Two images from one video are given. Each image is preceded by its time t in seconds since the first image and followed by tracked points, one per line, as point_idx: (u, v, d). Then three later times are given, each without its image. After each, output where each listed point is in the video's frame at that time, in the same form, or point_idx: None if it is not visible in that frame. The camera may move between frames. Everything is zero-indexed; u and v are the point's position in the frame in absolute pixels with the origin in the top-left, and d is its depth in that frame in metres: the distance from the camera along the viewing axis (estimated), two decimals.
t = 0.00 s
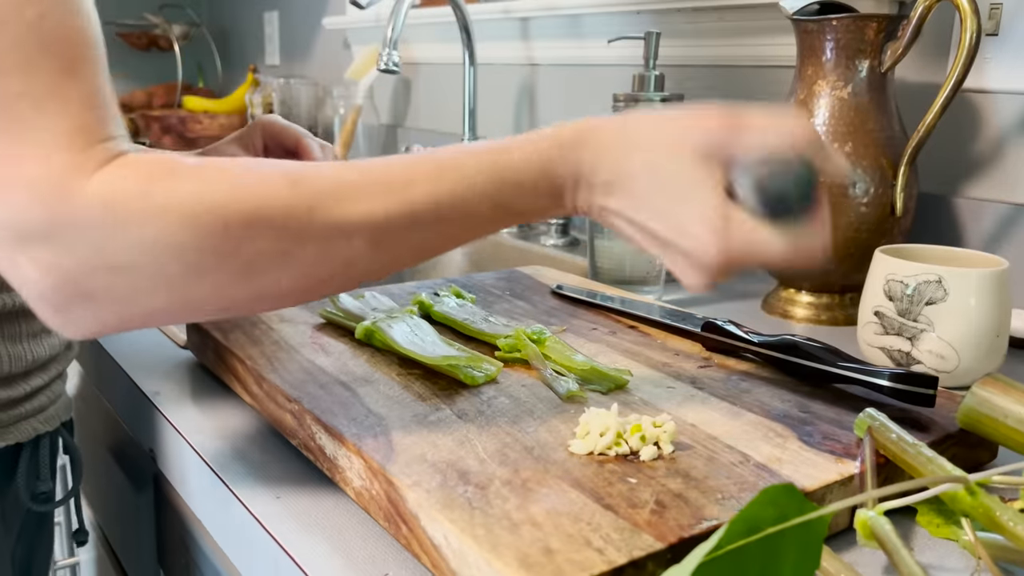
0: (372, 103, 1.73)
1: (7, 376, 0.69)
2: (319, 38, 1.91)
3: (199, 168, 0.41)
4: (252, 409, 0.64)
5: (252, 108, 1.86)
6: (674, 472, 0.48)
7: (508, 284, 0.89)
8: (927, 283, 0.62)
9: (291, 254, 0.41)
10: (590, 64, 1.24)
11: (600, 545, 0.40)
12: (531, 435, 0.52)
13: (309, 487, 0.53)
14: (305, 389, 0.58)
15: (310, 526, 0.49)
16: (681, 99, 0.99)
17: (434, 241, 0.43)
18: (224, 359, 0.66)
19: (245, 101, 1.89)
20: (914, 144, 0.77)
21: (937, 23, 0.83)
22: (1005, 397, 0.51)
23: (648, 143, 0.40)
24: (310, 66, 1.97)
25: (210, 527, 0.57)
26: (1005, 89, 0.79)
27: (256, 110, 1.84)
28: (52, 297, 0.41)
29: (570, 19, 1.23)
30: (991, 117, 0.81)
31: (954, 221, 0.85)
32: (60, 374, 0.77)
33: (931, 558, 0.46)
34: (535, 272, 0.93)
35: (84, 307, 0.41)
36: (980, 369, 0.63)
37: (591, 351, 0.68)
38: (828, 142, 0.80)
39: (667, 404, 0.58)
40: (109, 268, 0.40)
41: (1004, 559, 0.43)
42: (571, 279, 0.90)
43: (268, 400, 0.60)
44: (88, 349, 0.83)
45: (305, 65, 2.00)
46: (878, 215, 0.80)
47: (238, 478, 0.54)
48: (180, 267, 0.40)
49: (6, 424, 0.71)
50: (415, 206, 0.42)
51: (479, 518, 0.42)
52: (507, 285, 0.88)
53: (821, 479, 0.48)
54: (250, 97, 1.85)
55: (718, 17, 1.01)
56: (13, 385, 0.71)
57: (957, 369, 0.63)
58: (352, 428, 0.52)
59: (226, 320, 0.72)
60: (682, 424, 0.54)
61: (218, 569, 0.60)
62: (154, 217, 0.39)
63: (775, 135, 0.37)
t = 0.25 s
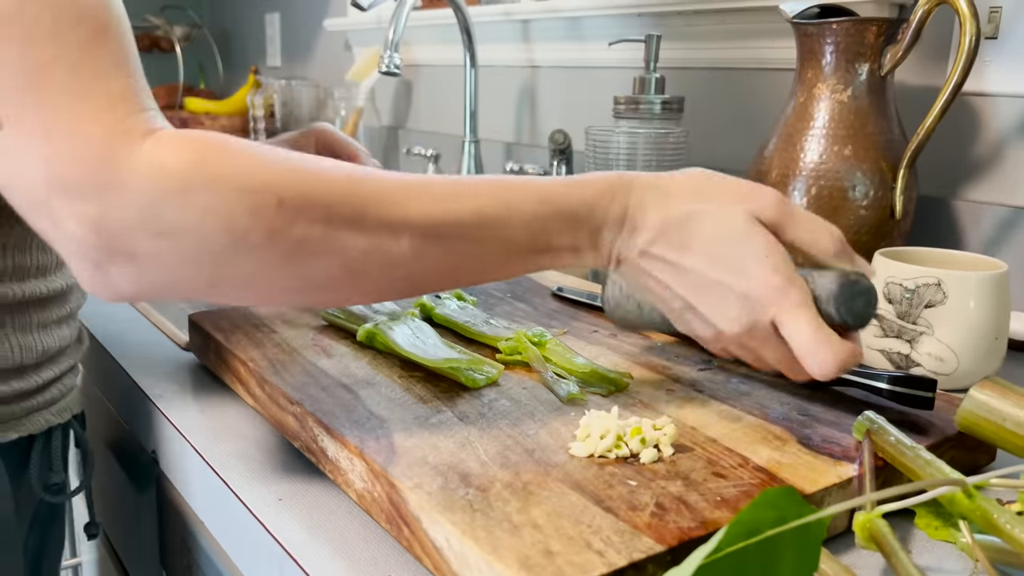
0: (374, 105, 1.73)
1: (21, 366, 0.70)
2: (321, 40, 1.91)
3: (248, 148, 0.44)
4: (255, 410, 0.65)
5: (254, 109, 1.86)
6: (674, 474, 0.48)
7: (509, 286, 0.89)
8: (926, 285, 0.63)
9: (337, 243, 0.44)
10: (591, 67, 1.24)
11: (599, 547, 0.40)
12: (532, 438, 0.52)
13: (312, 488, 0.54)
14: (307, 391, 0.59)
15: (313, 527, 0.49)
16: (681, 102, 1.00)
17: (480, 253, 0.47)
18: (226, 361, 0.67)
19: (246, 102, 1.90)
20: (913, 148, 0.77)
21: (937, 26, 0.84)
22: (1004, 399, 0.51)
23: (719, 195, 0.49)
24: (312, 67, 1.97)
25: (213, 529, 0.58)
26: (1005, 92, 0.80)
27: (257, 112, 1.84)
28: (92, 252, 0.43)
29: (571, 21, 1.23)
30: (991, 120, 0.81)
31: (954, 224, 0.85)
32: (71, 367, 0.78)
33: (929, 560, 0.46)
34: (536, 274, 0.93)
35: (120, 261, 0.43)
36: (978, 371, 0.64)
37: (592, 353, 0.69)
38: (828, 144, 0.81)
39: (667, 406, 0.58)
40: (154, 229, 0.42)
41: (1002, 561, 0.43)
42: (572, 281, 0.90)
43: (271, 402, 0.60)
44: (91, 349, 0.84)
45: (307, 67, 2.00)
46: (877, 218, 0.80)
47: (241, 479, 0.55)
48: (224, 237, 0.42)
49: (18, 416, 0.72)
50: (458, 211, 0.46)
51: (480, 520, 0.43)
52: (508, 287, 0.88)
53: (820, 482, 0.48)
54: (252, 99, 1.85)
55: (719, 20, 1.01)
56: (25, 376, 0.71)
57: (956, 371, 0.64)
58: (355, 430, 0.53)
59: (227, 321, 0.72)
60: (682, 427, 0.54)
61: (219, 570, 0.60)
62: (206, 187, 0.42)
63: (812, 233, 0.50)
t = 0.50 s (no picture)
0: (374, 105, 1.74)
1: (19, 357, 0.70)
2: (322, 40, 1.92)
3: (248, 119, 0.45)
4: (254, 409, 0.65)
5: (255, 109, 1.86)
6: (672, 472, 0.48)
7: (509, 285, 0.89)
8: (924, 284, 0.63)
9: (329, 219, 0.45)
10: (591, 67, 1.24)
11: (597, 544, 0.40)
12: (530, 436, 0.52)
13: (311, 485, 0.54)
14: (306, 390, 0.59)
15: (312, 524, 0.49)
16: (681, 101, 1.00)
17: (476, 245, 0.47)
18: (226, 360, 0.67)
19: (247, 102, 1.90)
20: (912, 147, 0.77)
21: (937, 25, 0.84)
22: (1001, 398, 0.51)
23: (729, 225, 0.50)
24: (313, 67, 1.97)
25: (212, 526, 0.58)
26: (1004, 92, 0.80)
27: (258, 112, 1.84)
28: (82, 203, 0.44)
29: (571, 21, 1.23)
30: (990, 119, 0.81)
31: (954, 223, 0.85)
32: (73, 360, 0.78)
33: (926, 557, 0.46)
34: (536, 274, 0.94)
35: (106, 215, 0.44)
36: (977, 370, 0.64)
37: (592, 352, 0.69)
38: (827, 144, 0.81)
39: (666, 405, 0.58)
40: (143, 187, 0.42)
41: (999, 559, 0.43)
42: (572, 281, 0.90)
43: (270, 400, 0.60)
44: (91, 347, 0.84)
45: (308, 67, 2.00)
46: (876, 217, 0.80)
47: (240, 476, 0.55)
48: (214, 202, 0.43)
49: (19, 407, 0.72)
50: (459, 202, 0.47)
51: (478, 517, 0.43)
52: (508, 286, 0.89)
53: (817, 480, 0.48)
54: (253, 98, 1.85)
55: (720, 20, 1.01)
56: (24, 368, 0.71)
57: (954, 370, 0.64)
58: (354, 428, 0.53)
59: (227, 320, 0.73)
60: (681, 425, 0.54)
61: (218, 567, 0.60)
62: (203, 149, 0.42)
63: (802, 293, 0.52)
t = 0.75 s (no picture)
0: (376, 105, 1.74)
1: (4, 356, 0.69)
2: (322, 40, 1.92)
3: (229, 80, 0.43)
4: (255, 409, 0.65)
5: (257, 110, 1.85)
6: (671, 472, 0.48)
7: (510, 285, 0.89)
8: (924, 285, 0.63)
9: (300, 181, 0.42)
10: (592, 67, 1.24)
11: (596, 544, 0.40)
12: (531, 436, 0.52)
13: (311, 485, 0.54)
14: (307, 390, 0.59)
15: (312, 523, 0.49)
16: (682, 102, 1.00)
17: (457, 226, 0.45)
18: (226, 360, 0.67)
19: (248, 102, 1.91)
20: (912, 148, 0.77)
21: (937, 25, 0.84)
22: (1001, 398, 0.51)
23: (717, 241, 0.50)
24: (314, 68, 1.98)
25: (214, 527, 0.58)
26: (1003, 92, 0.80)
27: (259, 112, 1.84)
28: (50, 148, 0.42)
29: (572, 21, 1.23)
30: (990, 120, 0.81)
31: (954, 223, 0.85)
32: (67, 359, 0.77)
33: (925, 557, 0.46)
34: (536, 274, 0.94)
35: (74, 162, 0.42)
36: (977, 370, 0.64)
37: (592, 352, 0.69)
38: (827, 144, 0.81)
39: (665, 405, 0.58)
40: (112, 130, 0.40)
41: (999, 560, 0.44)
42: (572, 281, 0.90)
43: (271, 400, 0.60)
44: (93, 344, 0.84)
45: (309, 67, 2.00)
46: (877, 217, 0.80)
47: (241, 475, 0.55)
48: (185, 152, 0.41)
49: (8, 406, 0.71)
50: (442, 187, 0.45)
51: (478, 517, 0.43)
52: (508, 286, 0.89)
53: (817, 480, 0.48)
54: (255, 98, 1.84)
55: (720, 20, 1.01)
56: (13, 366, 0.70)
57: (954, 370, 0.64)
58: (354, 428, 0.53)
59: (228, 320, 0.73)
60: (680, 425, 0.55)
61: (220, 567, 0.60)
62: (178, 98, 0.41)
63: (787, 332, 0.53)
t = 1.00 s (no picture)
0: (376, 106, 1.74)
1: None
2: (323, 42, 1.92)
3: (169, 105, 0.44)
4: (253, 412, 0.65)
5: (257, 111, 1.83)
6: (669, 477, 0.48)
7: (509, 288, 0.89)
8: (924, 288, 0.63)
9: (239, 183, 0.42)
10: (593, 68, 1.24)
11: (594, 549, 0.40)
12: (529, 440, 0.52)
13: (309, 489, 0.54)
14: (306, 393, 0.59)
15: (310, 528, 0.49)
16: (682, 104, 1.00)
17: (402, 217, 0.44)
18: (225, 363, 0.67)
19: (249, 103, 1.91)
20: (912, 151, 0.77)
21: (937, 28, 0.84)
22: (1000, 403, 0.51)
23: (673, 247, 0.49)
24: (315, 69, 1.98)
25: (212, 531, 0.58)
26: (1003, 95, 0.80)
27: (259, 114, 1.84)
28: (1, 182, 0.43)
29: (572, 23, 1.23)
30: (990, 123, 0.81)
31: (954, 227, 0.85)
32: (56, 361, 0.74)
33: (924, 561, 0.46)
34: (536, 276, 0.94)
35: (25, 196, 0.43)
36: (976, 374, 0.64)
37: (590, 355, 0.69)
38: (827, 147, 0.81)
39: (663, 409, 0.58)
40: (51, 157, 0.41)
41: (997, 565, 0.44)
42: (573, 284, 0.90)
43: (269, 403, 0.60)
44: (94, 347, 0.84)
45: (310, 68, 2.00)
46: (877, 220, 0.80)
47: (238, 479, 0.55)
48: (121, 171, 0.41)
49: None
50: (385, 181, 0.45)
51: (475, 522, 0.43)
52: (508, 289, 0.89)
53: (815, 484, 0.48)
54: (255, 99, 1.81)
55: (721, 22, 1.01)
56: None
57: (953, 374, 0.64)
58: (352, 432, 0.53)
59: (228, 322, 0.73)
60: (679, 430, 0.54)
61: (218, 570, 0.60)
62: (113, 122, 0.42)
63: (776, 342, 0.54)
